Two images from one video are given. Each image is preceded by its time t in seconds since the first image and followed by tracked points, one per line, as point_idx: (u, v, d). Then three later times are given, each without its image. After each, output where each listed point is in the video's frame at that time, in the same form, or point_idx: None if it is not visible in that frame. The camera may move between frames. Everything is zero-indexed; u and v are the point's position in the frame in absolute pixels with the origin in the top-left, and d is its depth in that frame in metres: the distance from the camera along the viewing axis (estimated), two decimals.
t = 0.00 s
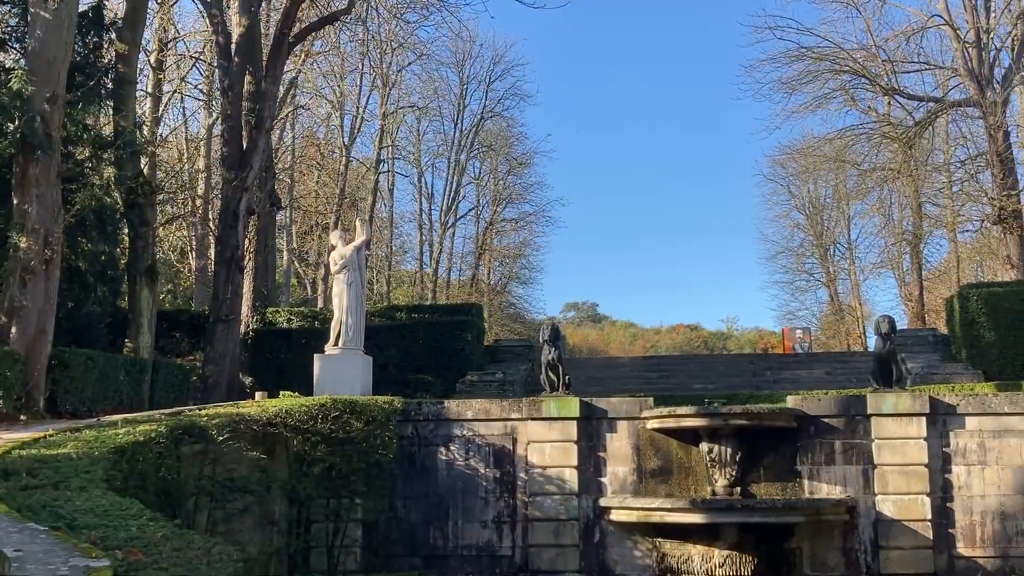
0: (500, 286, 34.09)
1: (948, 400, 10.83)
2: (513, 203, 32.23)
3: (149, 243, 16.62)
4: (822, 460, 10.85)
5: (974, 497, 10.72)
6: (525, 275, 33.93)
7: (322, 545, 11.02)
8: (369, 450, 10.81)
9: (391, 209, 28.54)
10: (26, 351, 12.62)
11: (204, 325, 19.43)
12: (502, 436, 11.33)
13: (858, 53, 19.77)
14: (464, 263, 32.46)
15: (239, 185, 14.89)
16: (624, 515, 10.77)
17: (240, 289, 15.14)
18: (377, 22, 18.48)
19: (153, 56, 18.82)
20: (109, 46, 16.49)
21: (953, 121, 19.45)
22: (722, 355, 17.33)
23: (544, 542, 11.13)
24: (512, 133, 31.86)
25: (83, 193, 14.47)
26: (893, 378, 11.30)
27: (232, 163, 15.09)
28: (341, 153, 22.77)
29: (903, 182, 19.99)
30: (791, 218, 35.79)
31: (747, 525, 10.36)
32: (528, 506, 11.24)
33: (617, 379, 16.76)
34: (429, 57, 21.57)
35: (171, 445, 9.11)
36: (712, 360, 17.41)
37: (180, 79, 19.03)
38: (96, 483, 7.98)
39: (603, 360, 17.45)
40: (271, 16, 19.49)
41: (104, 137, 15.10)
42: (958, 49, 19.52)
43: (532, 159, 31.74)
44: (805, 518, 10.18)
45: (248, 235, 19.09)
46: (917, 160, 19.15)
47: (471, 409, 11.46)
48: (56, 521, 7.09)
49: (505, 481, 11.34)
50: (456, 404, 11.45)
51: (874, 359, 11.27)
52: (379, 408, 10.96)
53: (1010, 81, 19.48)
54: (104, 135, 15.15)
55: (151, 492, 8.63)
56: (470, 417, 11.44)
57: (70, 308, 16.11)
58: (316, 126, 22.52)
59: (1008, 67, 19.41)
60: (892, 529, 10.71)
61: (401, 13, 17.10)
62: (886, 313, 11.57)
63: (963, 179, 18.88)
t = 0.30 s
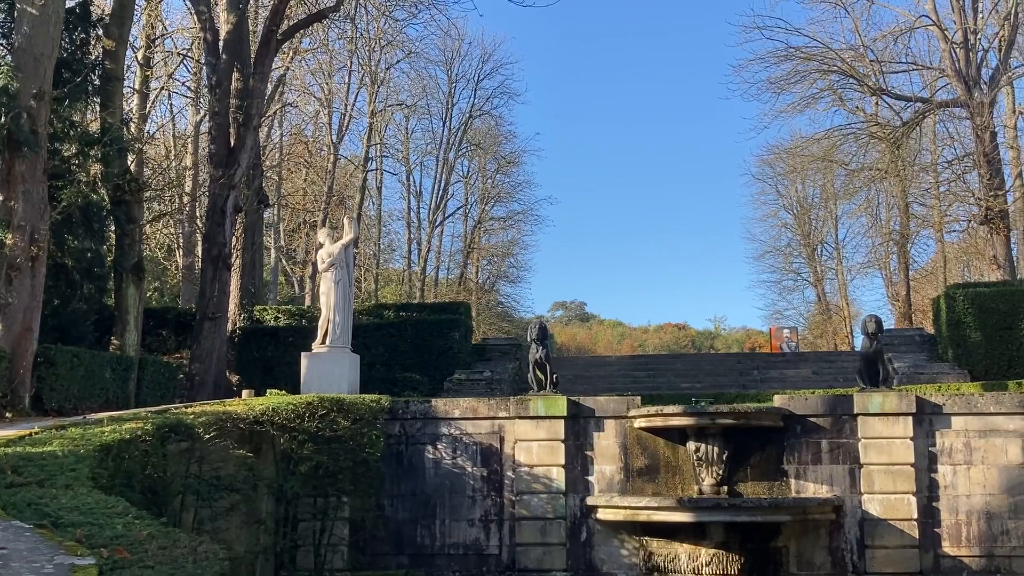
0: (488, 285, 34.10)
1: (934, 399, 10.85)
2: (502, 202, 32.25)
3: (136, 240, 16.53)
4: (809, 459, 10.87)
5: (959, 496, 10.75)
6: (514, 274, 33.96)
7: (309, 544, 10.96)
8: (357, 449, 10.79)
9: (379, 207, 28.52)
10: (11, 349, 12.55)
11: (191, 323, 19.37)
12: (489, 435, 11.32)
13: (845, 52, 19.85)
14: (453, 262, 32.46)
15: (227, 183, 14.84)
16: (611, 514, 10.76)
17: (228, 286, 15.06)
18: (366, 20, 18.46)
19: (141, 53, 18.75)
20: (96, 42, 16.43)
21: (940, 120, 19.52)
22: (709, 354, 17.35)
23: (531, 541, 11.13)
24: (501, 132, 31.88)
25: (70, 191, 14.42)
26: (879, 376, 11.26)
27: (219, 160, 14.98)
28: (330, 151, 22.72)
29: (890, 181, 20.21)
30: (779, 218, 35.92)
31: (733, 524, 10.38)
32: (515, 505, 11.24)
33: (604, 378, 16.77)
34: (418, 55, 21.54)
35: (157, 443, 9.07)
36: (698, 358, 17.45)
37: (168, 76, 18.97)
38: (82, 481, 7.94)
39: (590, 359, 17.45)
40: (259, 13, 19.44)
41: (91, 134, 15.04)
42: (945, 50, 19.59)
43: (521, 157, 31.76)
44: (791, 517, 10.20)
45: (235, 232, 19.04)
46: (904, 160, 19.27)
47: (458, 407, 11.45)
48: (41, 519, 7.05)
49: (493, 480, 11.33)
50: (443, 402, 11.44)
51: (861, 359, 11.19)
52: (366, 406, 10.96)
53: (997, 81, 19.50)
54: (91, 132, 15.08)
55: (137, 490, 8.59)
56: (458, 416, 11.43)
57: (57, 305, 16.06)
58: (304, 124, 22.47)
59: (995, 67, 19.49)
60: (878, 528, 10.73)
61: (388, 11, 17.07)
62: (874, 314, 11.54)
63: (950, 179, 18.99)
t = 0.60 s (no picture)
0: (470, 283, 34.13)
1: (912, 399, 10.91)
2: (483, 200, 32.34)
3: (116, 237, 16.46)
4: (788, 458, 10.90)
5: (937, 495, 10.81)
6: (496, 272, 33.96)
7: (288, 541, 10.92)
8: (337, 446, 10.83)
9: (360, 205, 28.50)
10: None
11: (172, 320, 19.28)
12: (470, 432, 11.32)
13: (826, 53, 19.97)
14: (435, 259, 32.47)
15: (208, 179, 14.76)
16: (591, 512, 10.76)
17: (208, 283, 14.94)
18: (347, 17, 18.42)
19: (120, 48, 18.64)
20: (76, 37, 16.33)
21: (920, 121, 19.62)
22: (688, 353, 17.41)
23: (511, 539, 11.14)
24: (483, 130, 31.92)
25: (49, 188, 14.35)
26: (859, 375, 11.28)
27: (199, 157, 14.90)
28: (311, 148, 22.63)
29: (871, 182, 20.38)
30: (760, 218, 36.10)
31: (713, 522, 10.40)
32: (495, 502, 11.24)
33: (585, 377, 16.79)
34: (399, 52, 21.46)
35: (136, 440, 9.02)
36: (679, 358, 17.49)
37: (149, 71, 18.87)
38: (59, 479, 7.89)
39: (571, 357, 17.48)
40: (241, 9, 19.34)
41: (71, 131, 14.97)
42: (927, 51, 19.70)
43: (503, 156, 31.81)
44: (770, 515, 10.23)
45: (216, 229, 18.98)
46: (885, 161, 19.39)
47: (439, 405, 11.44)
48: (17, 516, 7.01)
49: (473, 478, 11.34)
50: (424, 400, 11.43)
51: (840, 359, 11.22)
52: (347, 404, 11.00)
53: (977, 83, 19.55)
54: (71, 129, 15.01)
55: (115, 488, 8.55)
56: (439, 414, 11.42)
57: (35, 302, 15.99)
58: (285, 120, 22.37)
59: (976, 69, 19.59)
60: (857, 526, 10.77)
61: (370, 8, 17.01)
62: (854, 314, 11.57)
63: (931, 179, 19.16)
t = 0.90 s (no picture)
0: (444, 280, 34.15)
1: (882, 399, 10.98)
2: (458, 197, 32.44)
3: (87, 232, 16.34)
4: (758, 456, 10.95)
5: (906, 494, 10.90)
6: (470, 270, 33.99)
7: (259, 538, 10.81)
8: (307, 443, 10.83)
9: (334, 201, 28.45)
10: None
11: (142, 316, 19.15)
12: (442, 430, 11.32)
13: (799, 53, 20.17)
14: (408, 257, 32.46)
15: (180, 174, 14.68)
16: (562, 510, 10.78)
17: (180, 279, 14.94)
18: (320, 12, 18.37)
19: (92, 41, 18.50)
20: (47, 30, 16.20)
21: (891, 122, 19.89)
22: (659, 351, 17.49)
23: (483, 537, 11.13)
24: (458, 128, 31.97)
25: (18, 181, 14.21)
26: (828, 374, 11.36)
27: (171, 151, 14.85)
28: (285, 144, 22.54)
29: (842, 182, 20.56)
30: (733, 218, 36.34)
31: (683, 521, 10.44)
32: (467, 500, 11.25)
33: (557, 374, 16.83)
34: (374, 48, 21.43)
35: (106, 435, 8.94)
36: (651, 356, 17.55)
37: (121, 65, 18.74)
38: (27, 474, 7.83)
39: (543, 355, 17.51)
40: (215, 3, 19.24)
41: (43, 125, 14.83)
42: (900, 54, 19.86)
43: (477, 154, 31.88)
44: (740, 514, 10.27)
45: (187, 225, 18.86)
46: (856, 162, 19.65)
47: (411, 403, 11.44)
48: None
49: (445, 475, 11.34)
50: (395, 397, 11.41)
51: (810, 358, 11.29)
52: (319, 400, 11.05)
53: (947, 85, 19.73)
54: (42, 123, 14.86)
55: (84, 484, 8.49)
56: (411, 411, 11.41)
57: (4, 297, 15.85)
58: (260, 116, 22.28)
59: (947, 72, 19.79)
60: (826, 525, 10.83)
61: (343, 4, 16.96)
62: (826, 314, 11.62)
63: (903, 180, 19.35)
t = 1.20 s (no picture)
0: (410, 277, 34.19)
1: (843, 398, 11.09)
2: (424, 194, 32.53)
3: (49, 225, 16.14)
4: (720, 455, 11.02)
5: (866, 492, 11.03)
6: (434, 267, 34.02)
7: (220, 536, 10.81)
8: (270, 440, 10.84)
9: (300, 197, 28.35)
10: None
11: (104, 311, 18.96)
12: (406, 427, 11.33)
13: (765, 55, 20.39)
14: (374, 253, 32.44)
15: (143, 169, 14.56)
16: (526, 508, 10.79)
17: (142, 274, 14.85)
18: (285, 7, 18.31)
19: (55, 32, 18.25)
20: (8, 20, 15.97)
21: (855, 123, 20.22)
22: (624, 349, 17.58)
23: (446, 535, 11.13)
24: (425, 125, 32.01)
25: None
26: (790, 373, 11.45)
27: (134, 145, 14.70)
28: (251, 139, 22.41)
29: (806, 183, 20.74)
30: (698, 217, 36.67)
31: (646, 519, 10.48)
32: (431, 497, 11.25)
33: (522, 372, 16.88)
34: (341, 44, 21.38)
35: (67, 429, 8.76)
36: (615, 354, 17.63)
37: (85, 57, 18.52)
38: None
39: (508, 353, 17.55)
40: None
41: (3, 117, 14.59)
42: (865, 57, 20.10)
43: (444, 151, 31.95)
44: (702, 511, 10.34)
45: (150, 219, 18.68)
46: (820, 163, 20.07)
47: (375, 400, 11.43)
48: None
49: (409, 472, 11.34)
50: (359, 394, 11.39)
51: (773, 357, 11.37)
52: (282, 397, 11.02)
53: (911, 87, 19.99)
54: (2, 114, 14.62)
55: (43, 479, 8.35)
56: (375, 409, 11.40)
57: None
58: (225, 111, 22.12)
59: (910, 75, 20.07)
60: (787, 523, 10.91)
61: None
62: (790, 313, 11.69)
63: (867, 183, 19.59)
